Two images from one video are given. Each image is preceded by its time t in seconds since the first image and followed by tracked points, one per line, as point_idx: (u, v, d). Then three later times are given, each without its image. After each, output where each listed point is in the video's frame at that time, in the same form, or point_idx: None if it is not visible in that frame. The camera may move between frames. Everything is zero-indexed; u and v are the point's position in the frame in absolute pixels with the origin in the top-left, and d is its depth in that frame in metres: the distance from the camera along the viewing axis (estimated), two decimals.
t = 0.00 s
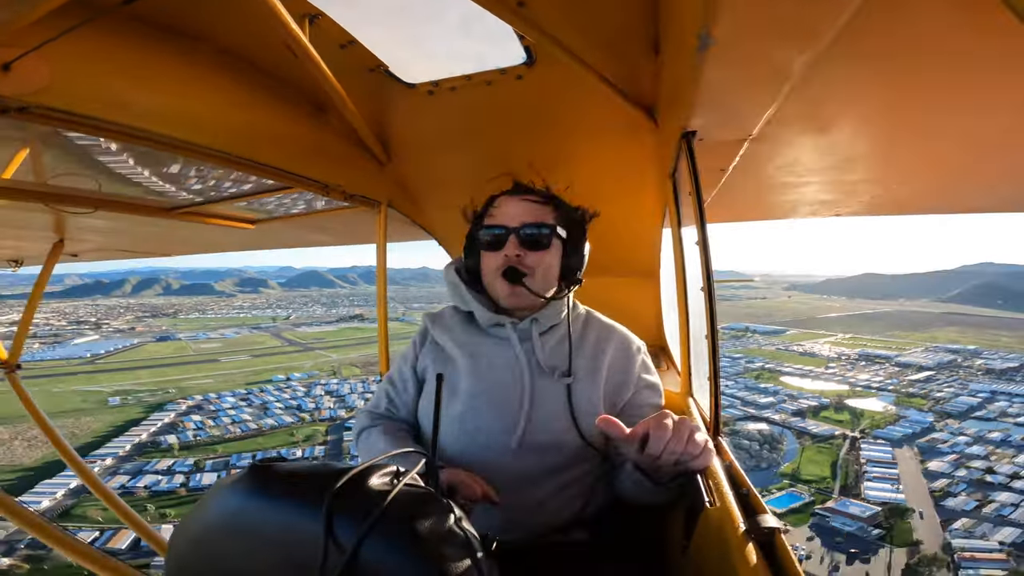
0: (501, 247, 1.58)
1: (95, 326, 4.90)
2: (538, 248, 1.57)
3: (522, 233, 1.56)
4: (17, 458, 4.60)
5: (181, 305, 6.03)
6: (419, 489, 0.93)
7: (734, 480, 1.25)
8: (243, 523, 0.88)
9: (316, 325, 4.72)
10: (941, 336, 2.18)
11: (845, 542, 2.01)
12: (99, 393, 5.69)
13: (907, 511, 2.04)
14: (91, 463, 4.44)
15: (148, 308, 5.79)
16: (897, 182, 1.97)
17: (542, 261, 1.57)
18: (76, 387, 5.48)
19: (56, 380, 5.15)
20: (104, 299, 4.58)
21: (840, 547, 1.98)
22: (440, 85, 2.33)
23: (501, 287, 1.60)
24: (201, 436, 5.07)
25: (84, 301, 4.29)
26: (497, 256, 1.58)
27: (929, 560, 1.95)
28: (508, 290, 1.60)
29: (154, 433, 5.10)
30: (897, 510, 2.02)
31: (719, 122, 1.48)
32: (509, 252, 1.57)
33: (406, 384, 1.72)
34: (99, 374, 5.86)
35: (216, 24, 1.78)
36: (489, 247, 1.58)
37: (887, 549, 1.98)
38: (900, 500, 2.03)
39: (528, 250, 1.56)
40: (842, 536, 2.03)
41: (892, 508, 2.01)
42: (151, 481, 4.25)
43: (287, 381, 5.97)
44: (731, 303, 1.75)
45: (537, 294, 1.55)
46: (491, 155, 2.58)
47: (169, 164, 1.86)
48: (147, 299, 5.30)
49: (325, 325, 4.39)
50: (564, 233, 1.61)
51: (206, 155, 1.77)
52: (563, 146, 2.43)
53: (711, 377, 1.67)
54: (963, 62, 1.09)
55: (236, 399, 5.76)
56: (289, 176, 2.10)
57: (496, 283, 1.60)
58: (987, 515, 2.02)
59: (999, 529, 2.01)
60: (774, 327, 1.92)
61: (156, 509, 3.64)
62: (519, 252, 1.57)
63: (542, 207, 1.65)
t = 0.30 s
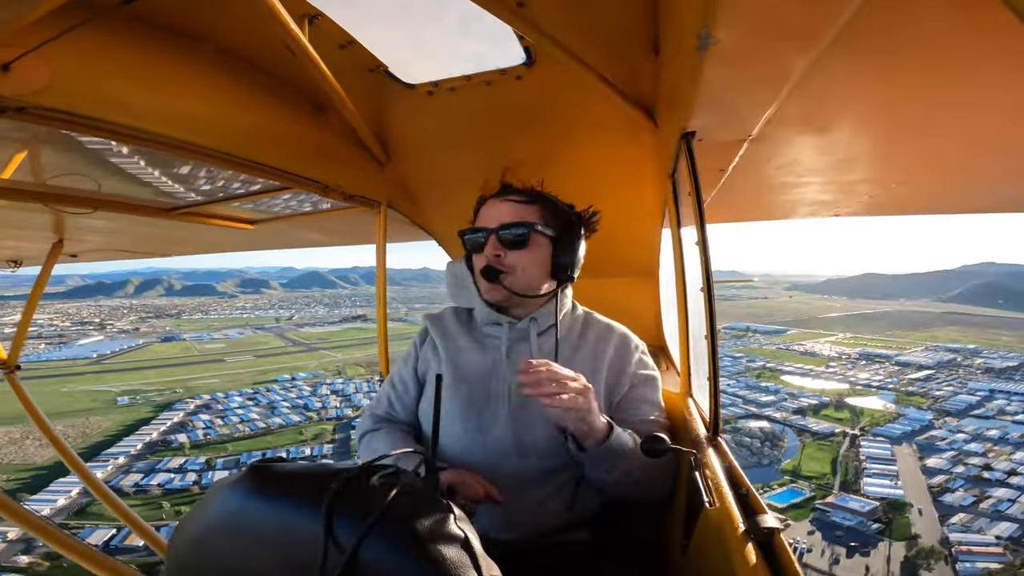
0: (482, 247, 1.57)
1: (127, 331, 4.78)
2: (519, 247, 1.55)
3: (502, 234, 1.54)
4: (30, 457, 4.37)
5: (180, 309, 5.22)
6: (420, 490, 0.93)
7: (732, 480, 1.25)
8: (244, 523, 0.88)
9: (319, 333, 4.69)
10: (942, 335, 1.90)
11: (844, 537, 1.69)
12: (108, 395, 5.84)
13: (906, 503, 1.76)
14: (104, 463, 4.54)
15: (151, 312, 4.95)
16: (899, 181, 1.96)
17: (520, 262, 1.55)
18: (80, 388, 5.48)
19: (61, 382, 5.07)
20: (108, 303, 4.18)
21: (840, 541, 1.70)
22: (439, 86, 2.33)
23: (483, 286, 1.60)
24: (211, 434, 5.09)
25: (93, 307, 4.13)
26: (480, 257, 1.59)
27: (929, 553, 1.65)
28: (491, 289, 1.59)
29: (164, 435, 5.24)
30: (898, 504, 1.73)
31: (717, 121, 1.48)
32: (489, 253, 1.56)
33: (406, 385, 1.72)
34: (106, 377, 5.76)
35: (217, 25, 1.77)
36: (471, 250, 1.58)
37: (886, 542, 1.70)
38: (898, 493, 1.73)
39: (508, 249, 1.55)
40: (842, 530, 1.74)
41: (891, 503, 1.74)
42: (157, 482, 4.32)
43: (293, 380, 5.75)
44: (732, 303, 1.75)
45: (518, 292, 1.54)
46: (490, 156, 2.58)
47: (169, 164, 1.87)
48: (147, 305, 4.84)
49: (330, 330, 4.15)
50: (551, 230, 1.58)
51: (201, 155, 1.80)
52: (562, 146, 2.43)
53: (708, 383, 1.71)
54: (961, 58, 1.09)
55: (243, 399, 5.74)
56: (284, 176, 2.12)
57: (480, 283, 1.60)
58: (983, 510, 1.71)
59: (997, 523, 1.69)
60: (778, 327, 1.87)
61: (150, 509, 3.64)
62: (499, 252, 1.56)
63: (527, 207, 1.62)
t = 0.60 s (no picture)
0: (483, 233, 1.60)
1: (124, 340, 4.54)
2: (519, 235, 1.57)
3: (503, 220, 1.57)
4: (42, 458, 4.06)
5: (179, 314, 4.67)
6: (419, 490, 0.92)
7: (731, 481, 1.25)
8: (242, 523, 0.87)
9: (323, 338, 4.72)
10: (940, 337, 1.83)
11: (846, 532, 1.74)
12: (114, 398, 5.52)
13: (904, 498, 1.76)
14: (117, 463, 4.51)
15: (150, 314, 4.47)
16: (900, 183, 1.96)
17: (519, 249, 1.57)
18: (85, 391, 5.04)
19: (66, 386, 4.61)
20: (111, 307, 4.25)
21: (840, 536, 1.73)
22: (440, 86, 2.33)
23: (483, 276, 1.61)
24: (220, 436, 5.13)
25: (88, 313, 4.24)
26: (480, 243, 1.61)
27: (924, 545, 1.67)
28: (489, 277, 1.60)
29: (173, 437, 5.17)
30: (895, 500, 1.72)
31: (718, 123, 1.47)
32: (489, 238, 1.58)
33: (403, 388, 1.72)
34: (112, 378, 5.39)
35: (219, 25, 1.75)
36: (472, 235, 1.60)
37: (886, 537, 1.73)
38: (898, 490, 1.72)
39: (508, 236, 1.57)
40: (839, 525, 1.75)
41: (890, 498, 1.73)
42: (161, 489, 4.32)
43: (298, 381, 5.49)
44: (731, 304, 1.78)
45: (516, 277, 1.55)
46: (490, 157, 2.59)
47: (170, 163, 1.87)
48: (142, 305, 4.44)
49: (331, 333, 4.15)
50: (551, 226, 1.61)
51: (201, 154, 1.81)
52: (563, 146, 2.43)
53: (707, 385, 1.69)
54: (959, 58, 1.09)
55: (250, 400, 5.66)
56: (282, 175, 2.14)
57: (479, 270, 1.60)
58: (981, 505, 1.74)
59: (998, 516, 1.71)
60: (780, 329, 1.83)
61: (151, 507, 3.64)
62: (499, 239, 1.58)
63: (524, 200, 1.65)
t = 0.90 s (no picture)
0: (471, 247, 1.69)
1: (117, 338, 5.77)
2: (501, 245, 1.63)
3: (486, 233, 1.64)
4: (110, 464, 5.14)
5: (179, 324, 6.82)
6: (421, 487, 0.93)
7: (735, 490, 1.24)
8: (246, 515, 0.89)
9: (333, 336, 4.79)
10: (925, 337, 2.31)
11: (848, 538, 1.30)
12: (133, 407, 6.25)
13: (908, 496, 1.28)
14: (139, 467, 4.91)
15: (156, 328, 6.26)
16: (919, 193, 1.93)
17: (506, 258, 1.62)
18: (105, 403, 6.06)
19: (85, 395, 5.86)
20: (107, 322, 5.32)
21: (835, 514, 2.11)
22: (457, 84, 2.36)
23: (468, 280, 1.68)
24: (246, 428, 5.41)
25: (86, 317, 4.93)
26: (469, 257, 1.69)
27: (912, 518, 2.03)
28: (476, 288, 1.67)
29: (200, 443, 5.37)
30: (884, 480, 2.13)
31: (734, 127, 1.46)
32: (475, 251, 1.67)
33: (411, 383, 1.75)
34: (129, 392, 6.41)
35: (240, 19, 1.79)
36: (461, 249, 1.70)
37: (877, 514, 2.06)
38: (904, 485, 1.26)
39: (492, 247, 1.64)
40: (833, 504, 2.13)
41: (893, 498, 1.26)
42: (176, 481, 4.39)
43: (312, 391, 5.97)
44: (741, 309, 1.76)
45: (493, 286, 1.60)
46: (506, 156, 2.57)
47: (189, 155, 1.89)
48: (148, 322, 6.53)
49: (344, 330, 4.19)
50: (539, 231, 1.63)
51: (225, 147, 1.80)
52: (579, 147, 2.41)
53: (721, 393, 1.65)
54: (989, 64, 1.06)
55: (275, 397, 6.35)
56: (302, 171, 2.12)
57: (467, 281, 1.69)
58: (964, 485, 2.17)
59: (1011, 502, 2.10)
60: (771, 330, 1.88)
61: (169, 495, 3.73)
62: (484, 250, 1.65)
63: (522, 207, 1.69)
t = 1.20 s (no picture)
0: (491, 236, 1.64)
1: (105, 345, 6.34)
2: (525, 238, 1.60)
3: (510, 224, 1.60)
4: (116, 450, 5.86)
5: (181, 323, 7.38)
6: (424, 485, 0.94)
7: (738, 491, 1.24)
8: (251, 512, 0.89)
9: (338, 335, 4.85)
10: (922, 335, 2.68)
11: None
12: (143, 406, 6.88)
13: None
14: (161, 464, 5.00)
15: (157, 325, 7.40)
16: (923, 196, 1.94)
17: (527, 252, 1.60)
18: (110, 402, 6.67)
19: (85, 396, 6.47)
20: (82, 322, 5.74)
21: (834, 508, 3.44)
22: (462, 84, 2.34)
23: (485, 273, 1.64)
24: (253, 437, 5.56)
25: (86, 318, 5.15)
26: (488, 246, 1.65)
27: (909, 514, 3.45)
28: (495, 279, 1.63)
29: (211, 443, 5.58)
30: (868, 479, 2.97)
31: (740, 127, 1.45)
32: (497, 241, 1.63)
33: (410, 389, 1.77)
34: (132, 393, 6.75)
35: (250, 21, 1.79)
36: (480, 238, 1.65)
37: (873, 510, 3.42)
38: None
39: (515, 239, 1.61)
40: (835, 503, 3.50)
41: None
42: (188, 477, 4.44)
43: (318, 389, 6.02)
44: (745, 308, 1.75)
45: (520, 280, 1.57)
46: (511, 156, 2.58)
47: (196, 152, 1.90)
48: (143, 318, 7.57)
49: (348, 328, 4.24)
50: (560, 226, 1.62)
51: (232, 144, 1.82)
52: (584, 147, 2.42)
53: (725, 395, 1.63)
54: (1002, 65, 1.05)
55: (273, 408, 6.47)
56: (309, 168, 2.14)
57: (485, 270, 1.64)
58: (960, 483, 3.61)
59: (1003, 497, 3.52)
60: (770, 330, 1.86)
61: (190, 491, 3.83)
62: (506, 241, 1.62)
63: (537, 201, 1.66)
